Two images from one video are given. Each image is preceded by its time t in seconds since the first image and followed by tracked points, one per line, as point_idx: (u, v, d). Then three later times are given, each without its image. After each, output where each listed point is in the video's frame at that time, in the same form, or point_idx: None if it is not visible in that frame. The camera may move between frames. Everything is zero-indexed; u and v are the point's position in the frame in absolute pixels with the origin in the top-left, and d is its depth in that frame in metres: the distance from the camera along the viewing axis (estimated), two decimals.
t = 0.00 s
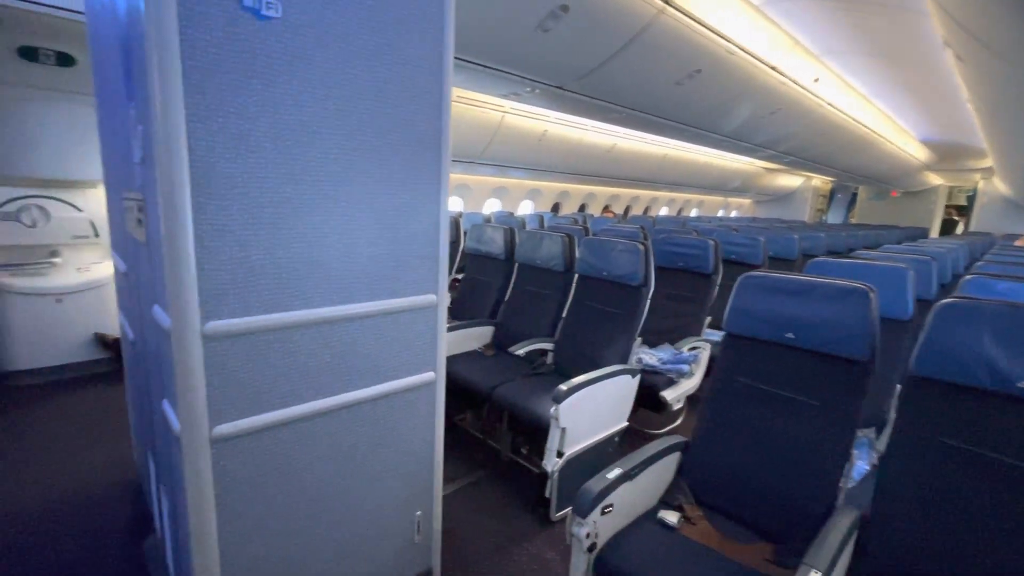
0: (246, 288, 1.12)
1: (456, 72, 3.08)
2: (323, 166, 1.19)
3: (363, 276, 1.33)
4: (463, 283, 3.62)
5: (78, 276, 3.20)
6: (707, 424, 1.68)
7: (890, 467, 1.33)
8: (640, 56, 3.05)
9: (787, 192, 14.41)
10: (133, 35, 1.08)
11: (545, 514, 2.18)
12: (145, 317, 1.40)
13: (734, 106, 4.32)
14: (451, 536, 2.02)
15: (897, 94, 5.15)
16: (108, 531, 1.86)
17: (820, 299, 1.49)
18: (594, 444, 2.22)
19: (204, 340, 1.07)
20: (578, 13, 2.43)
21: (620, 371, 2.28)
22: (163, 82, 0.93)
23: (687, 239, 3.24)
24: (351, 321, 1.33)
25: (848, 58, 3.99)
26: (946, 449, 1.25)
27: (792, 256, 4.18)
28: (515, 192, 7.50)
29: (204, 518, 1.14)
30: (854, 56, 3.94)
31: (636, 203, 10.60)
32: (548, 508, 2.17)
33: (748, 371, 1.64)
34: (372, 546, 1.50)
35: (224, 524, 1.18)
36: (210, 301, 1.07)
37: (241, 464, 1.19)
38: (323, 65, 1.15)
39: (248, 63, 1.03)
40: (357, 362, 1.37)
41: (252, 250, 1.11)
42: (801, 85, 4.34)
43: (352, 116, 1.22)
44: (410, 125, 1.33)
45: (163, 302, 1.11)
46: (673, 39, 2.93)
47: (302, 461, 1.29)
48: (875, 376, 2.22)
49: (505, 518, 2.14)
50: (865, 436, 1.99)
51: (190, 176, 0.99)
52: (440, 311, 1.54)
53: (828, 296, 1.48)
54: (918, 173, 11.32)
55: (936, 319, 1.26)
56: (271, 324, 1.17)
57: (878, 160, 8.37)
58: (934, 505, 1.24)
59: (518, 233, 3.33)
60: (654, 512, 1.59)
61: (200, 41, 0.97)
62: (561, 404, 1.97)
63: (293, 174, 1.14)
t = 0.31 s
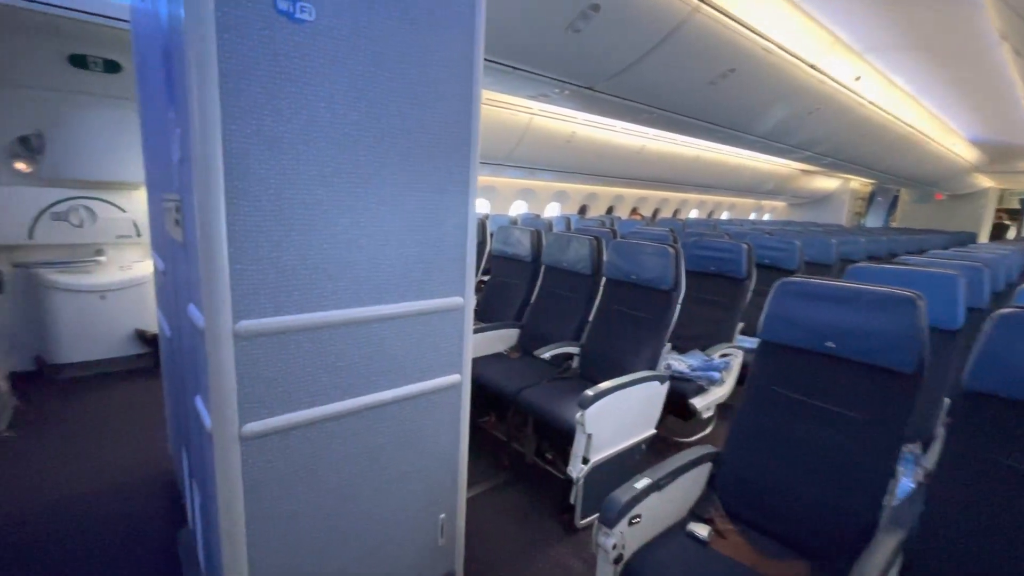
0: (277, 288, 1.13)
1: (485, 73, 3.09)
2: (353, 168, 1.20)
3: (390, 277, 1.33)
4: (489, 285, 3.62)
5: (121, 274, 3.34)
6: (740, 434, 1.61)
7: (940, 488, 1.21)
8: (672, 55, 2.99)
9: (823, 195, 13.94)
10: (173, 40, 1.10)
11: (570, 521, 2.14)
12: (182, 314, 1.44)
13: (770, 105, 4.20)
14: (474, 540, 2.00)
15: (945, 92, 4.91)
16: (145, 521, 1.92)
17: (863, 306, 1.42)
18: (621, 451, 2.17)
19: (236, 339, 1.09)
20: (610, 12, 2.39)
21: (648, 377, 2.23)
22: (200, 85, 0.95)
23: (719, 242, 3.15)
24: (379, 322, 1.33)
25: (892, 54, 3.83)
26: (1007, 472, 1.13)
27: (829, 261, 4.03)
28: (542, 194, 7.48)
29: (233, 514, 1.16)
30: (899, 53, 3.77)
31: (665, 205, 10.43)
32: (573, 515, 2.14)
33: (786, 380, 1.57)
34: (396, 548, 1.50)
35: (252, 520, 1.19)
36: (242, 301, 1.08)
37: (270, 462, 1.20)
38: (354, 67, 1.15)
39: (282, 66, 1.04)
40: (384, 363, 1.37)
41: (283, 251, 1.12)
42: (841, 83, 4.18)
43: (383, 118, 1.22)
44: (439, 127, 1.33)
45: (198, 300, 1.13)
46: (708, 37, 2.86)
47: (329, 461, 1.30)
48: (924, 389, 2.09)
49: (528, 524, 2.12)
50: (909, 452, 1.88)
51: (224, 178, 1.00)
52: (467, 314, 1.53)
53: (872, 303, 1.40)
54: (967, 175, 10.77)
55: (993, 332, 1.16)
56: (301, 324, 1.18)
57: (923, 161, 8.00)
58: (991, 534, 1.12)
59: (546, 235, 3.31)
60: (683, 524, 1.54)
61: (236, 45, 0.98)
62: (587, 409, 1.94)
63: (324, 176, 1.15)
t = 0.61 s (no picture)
0: (303, 291, 1.13)
1: (516, 75, 3.07)
2: (380, 172, 1.19)
3: (415, 282, 1.31)
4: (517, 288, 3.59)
5: (163, 273, 3.48)
6: (776, 450, 1.53)
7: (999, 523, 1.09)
8: (708, 55, 2.90)
9: (867, 198, 13.35)
10: (207, 47, 1.12)
11: (595, 532, 2.09)
12: (213, 315, 1.46)
13: (811, 106, 4.03)
14: (497, 548, 1.98)
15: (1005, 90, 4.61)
16: (178, 515, 1.98)
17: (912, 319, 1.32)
18: (648, 463, 2.10)
19: (261, 342, 1.09)
20: (644, 12, 2.34)
21: (678, 387, 2.15)
22: (230, 91, 0.95)
23: (755, 248, 3.04)
24: (403, 326, 1.32)
25: (946, 50, 3.61)
26: None
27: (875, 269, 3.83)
28: (572, 197, 7.42)
29: (257, 514, 1.16)
30: (954, 48, 3.55)
31: (699, 209, 10.19)
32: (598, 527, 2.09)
33: (828, 396, 1.48)
34: (417, 554, 1.48)
35: (276, 521, 1.20)
36: (268, 304, 1.09)
37: (293, 464, 1.20)
38: (382, 71, 1.15)
39: (311, 71, 1.05)
40: (408, 368, 1.36)
41: (309, 254, 1.12)
42: (889, 81, 3.98)
43: (410, 121, 1.21)
44: (465, 130, 1.31)
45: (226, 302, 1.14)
46: (746, 35, 2.76)
47: (351, 465, 1.30)
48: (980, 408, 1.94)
49: (552, 533, 2.08)
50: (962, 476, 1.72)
51: (252, 183, 1.01)
52: (492, 319, 1.50)
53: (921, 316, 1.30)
54: None
55: None
56: (326, 328, 1.18)
57: (979, 163, 7.55)
58: None
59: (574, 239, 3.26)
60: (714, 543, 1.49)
61: (266, 51, 0.99)
62: (615, 418, 1.89)
63: (351, 180, 1.15)
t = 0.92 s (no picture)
0: (344, 295, 1.15)
1: (561, 77, 3.04)
2: (420, 177, 1.19)
3: (453, 286, 1.31)
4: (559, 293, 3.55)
5: (223, 273, 3.68)
6: (835, 474, 1.39)
7: None
8: (766, 50, 2.76)
9: (944, 200, 12.32)
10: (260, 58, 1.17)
11: (635, 548, 2.02)
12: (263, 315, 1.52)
13: (880, 101, 3.75)
14: (533, 557, 1.94)
15: None
16: (230, 506, 2.07)
17: (994, 337, 1.15)
18: (693, 479, 2.01)
19: (303, 344, 1.12)
20: (696, 7, 2.25)
21: (727, 401, 2.04)
22: (278, 100, 0.98)
23: (814, 255, 2.85)
24: (440, 331, 1.31)
25: None
26: None
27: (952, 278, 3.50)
28: (618, 200, 7.27)
29: (296, 512, 1.19)
30: None
31: (753, 212, 9.74)
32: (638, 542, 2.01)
33: (891, 417, 1.34)
34: (452, 559, 1.48)
35: (314, 521, 1.22)
36: (310, 307, 1.11)
37: (332, 465, 1.22)
38: (422, 75, 1.15)
39: (353, 79, 1.06)
40: (445, 373, 1.35)
41: (350, 258, 1.14)
42: (972, 73, 3.64)
43: (449, 126, 1.21)
44: (506, 134, 1.30)
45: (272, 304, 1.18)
46: (809, 28, 2.60)
47: (388, 468, 1.30)
48: None
49: (590, 546, 2.02)
50: None
51: (296, 188, 1.03)
52: (531, 325, 1.48)
53: (1005, 335, 1.13)
54: None
55: None
56: (365, 331, 1.19)
57: None
58: None
59: (619, 243, 3.19)
60: (764, 570, 1.42)
61: (310, 58, 1.01)
62: (658, 430, 1.81)
63: (391, 185, 1.16)
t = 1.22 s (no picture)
0: (388, 295, 1.16)
1: (611, 75, 2.98)
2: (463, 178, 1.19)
3: (496, 288, 1.30)
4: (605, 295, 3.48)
5: (280, 272, 3.86)
6: (903, 499, 1.27)
7: None
8: (832, 40, 2.58)
9: None
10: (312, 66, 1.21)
11: (680, 562, 1.94)
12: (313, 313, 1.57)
13: (962, 91, 3.43)
14: (574, 565, 1.91)
15: None
16: (281, 496, 2.17)
17: None
18: (744, 494, 1.90)
19: (349, 343, 1.14)
20: None
21: (783, 413, 1.92)
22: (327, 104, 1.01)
23: (884, 259, 2.65)
24: (482, 333, 1.31)
25: None
26: None
27: None
28: (668, 201, 7.06)
29: (340, 506, 1.21)
30: None
31: (814, 212, 9.19)
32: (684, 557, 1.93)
33: (969, 437, 1.21)
34: (490, 562, 1.47)
35: (357, 516, 1.24)
36: (356, 307, 1.13)
37: (374, 462, 1.24)
38: (468, 76, 1.14)
39: (400, 82, 1.08)
40: (486, 374, 1.34)
41: (395, 259, 1.15)
42: None
43: (494, 126, 1.20)
44: (550, 133, 1.27)
45: (321, 303, 1.21)
46: (882, 16, 2.40)
47: (429, 468, 1.31)
48: None
49: (633, 558, 1.96)
50: None
51: (345, 190, 1.05)
52: (574, 329, 1.45)
53: None
54: None
55: None
56: (408, 331, 1.20)
57: None
58: None
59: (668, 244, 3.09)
60: None
61: (360, 63, 1.03)
62: (707, 442, 1.73)
63: (436, 186, 1.16)
